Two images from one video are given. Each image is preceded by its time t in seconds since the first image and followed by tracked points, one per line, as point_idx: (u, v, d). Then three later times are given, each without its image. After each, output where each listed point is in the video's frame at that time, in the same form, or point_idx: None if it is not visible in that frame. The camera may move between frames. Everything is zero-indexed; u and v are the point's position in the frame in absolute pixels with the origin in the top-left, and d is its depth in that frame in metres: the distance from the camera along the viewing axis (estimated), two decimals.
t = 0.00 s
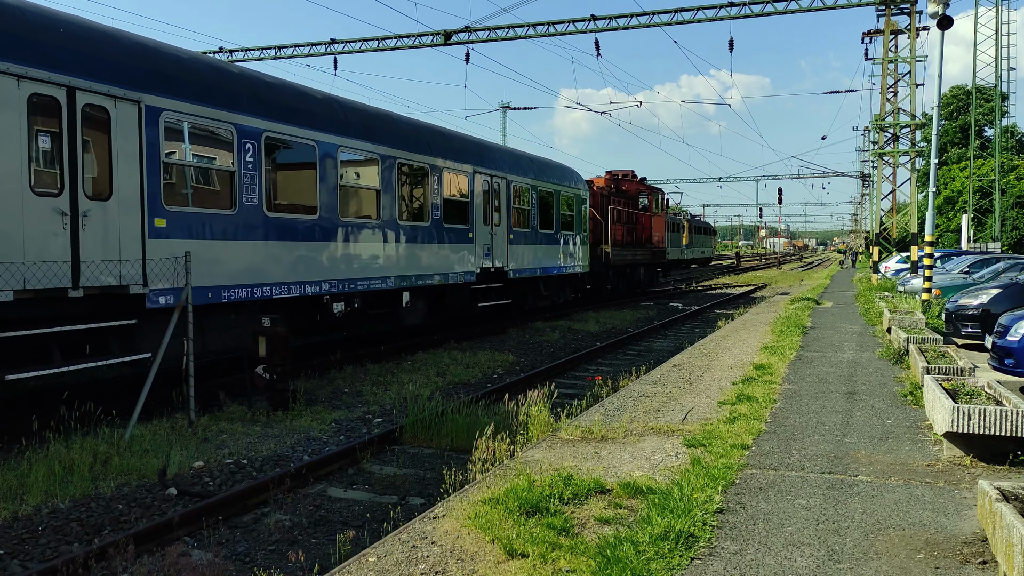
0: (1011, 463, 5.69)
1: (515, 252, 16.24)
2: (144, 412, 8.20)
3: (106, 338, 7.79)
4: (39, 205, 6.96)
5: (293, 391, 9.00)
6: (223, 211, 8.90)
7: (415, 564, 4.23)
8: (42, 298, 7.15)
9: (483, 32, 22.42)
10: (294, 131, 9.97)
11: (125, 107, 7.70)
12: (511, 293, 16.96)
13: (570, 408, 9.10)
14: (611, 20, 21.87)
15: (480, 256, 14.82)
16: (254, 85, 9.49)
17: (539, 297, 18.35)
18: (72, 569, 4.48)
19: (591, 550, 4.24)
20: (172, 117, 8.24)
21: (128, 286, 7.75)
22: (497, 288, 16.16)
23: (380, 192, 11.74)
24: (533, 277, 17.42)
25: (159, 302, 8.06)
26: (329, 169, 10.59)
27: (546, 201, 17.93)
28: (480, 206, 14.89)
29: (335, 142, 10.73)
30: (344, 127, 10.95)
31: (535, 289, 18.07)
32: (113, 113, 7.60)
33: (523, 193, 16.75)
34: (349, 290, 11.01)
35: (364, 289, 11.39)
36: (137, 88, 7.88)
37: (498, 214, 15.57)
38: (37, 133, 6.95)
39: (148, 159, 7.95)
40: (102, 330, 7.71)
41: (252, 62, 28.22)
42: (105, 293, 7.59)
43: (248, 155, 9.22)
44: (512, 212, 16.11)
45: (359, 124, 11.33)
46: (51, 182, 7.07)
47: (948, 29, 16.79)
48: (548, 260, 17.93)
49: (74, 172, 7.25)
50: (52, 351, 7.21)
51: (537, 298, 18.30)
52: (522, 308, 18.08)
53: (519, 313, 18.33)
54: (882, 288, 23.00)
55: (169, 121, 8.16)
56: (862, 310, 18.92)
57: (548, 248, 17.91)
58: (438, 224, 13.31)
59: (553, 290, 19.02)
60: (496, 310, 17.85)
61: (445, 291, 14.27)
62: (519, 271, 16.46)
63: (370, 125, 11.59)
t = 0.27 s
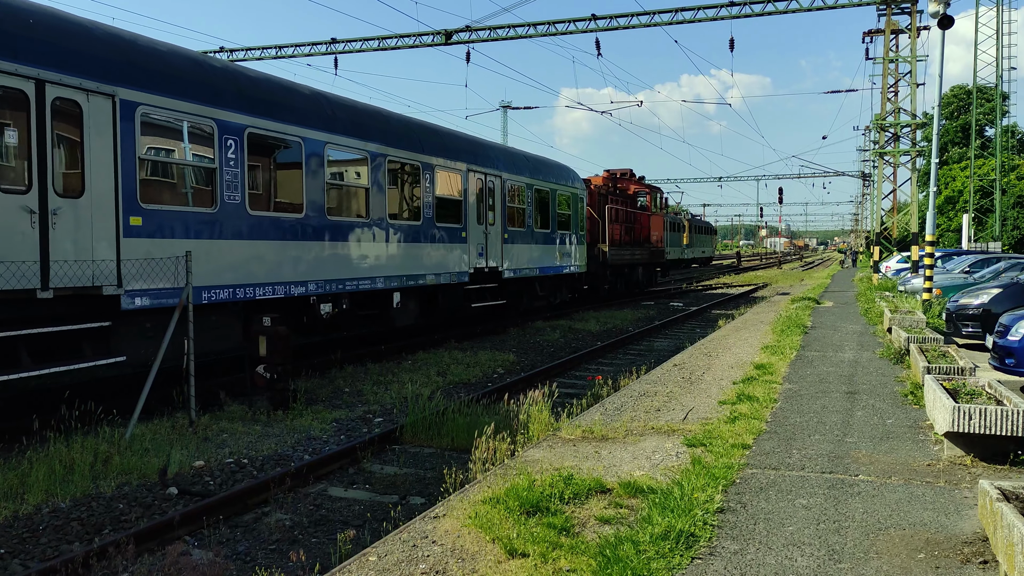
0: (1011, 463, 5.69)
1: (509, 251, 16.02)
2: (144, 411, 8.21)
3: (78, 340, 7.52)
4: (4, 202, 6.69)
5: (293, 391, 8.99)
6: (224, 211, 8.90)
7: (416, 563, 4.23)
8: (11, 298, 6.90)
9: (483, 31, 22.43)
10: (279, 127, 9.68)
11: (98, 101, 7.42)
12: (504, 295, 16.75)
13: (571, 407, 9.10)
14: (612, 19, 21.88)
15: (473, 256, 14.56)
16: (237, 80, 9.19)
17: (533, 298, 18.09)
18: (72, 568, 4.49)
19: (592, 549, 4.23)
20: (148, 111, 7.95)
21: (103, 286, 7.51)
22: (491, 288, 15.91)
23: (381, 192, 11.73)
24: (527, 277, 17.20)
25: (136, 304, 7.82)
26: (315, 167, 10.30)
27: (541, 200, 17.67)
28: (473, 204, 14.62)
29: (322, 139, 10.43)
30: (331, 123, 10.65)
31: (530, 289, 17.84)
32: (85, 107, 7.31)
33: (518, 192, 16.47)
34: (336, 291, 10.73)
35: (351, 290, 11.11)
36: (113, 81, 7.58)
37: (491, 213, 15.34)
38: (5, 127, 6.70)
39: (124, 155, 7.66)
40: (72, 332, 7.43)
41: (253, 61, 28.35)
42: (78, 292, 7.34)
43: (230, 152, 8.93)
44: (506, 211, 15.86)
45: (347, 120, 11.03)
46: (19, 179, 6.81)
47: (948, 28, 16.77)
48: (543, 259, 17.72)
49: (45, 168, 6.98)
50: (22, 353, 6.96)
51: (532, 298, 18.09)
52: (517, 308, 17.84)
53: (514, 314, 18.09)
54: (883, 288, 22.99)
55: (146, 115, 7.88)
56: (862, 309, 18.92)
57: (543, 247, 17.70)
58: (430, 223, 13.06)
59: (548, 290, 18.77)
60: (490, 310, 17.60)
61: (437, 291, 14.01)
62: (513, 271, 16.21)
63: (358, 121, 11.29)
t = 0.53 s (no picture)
0: (1012, 462, 5.69)
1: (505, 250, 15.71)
2: (145, 410, 8.21)
3: (48, 343, 7.18)
4: None
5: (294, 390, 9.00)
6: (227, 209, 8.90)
7: (417, 563, 4.23)
8: None
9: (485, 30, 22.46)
10: (263, 123, 9.38)
11: (69, 95, 7.12)
12: (500, 295, 16.43)
13: (572, 406, 9.09)
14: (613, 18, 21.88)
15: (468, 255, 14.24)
16: (219, 74, 8.91)
17: (530, 298, 17.75)
18: (73, 567, 4.49)
19: (593, 548, 4.23)
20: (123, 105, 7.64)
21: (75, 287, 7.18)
22: (486, 288, 15.58)
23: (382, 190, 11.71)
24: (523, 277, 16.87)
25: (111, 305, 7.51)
26: (301, 164, 10.00)
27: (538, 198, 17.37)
28: (467, 202, 14.32)
29: (308, 135, 10.13)
30: (319, 119, 10.36)
31: (527, 289, 17.54)
32: (56, 100, 7.01)
33: (514, 190, 16.16)
34: (323, 292, 10.40)
35: (339, 290, 10.77)
36: (86, 74, 7.29)
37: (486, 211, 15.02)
38: None
39: (96, 151, 7.37)
40: (40, 334, 7.11)
41: (254, 59, 28.43)
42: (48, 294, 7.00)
43: (211, 147, 8.62)
44: (501, 209, 15.56)
45: (335, 116, 10.73)
46: None
47: (950, 27, 16.74)
48: (540, 258, 17.42)
49: (14, 163, 6.65)
50: None
51: (527, 298, 17.68)
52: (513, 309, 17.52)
53: (511, 314, 17.77)
54: (884, 287, 22.97)
55: (120, 109, 7.58)
56: (863, 309, 18.90)
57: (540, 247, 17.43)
58: (423, 222, 12.74)
59: (545, 291, 18.49)
60: (486, 311, 17.26)
61: (430, 291, 13.67)
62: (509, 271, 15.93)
63: (347, 117, 11.00)
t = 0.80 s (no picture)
0: (1014, 461, 5.69)
1: (499, 250, 15.48)
2: (146, 409, 8.21)
3: (19, 348, 6.96)
4: None
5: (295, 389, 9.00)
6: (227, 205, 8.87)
7: (418, 562, 4.23)
8: None
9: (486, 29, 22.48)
10: (246, 118, 9.10)
11: (39, 88, 6.85)
12: (494, 295, 16.21)
13: (573, 405, 9.09)
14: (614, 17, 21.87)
15: (461, 254, 14.00)
16: (200, 67, 8.63)
17: (524, 297, 17.56)
18: (74, 566, 4.48)
19: (594, 547, 4.23)
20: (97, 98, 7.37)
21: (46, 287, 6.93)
22: (479, 287, 15.37)
23: (383, 189, 11.71)
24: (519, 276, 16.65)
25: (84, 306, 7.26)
26: (286, 160, 9.72)
27: (534, 196, 17.11)
28: (461, 200, 14.06)
29: (294, 130, 9.86)
30: (305, 114, 10.07)
31: (521, 288, 17.34)
32: (25, 93, 6.74)
33: (508, 188, 15.90)
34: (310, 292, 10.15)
35: (327, 291, 10.53)
36: (57, 66, 7.02)
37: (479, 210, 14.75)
38: None
39: (69, 146, 7.10)
40: (11, 338, 6.88)
41: (255, 58, 28.51)
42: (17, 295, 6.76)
43: (191, 143, 8.36)
44: (496, 208, 15.32)
45: (322, 111, 10.45)
46: None
47: (952, 25, 16.72)
48: (536, 257, 17.19)
49: None
50: None
51: (524, 298, 17.67)
52: (508, 308, 17.31)
53: (505, 314, 17.56)
54: (885, 285, 22.95)
55: (93, 102, 7.31)
56: (864, 308, 18.88)
57: (536, 247, 17.24)
58: (414, 220, 12.48)
59: (540, 290, 18.29)
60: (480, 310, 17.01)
61: (421, 291, 13.44)
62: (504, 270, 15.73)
63: (335, 112, 10.72)
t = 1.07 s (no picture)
0: (1014, 460, 5.69)
1: (493, 249, 15.30)
2: (147, 408, 8.21)
3: None
4: None
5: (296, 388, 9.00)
6: (228, 204, 8.89)
7: (418, 561, 4.23)
8: None
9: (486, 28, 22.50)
10: (227, 112, 8.83)
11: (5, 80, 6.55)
12: (488, 294, 16.01)
13: (573, 404, 9.09)
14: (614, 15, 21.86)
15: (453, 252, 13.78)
16: (179, 60, 8.37)
17: (519, 297, 17.40)
18: (75, 565, 4.49)
19: (595, 546, 4.23)
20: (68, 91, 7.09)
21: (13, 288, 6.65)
22: (473, 288, 15.16)
23: (382, 187, 11.72)
24: (513, 275, 16.45)
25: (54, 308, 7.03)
26: (269, 156, 9.45)
27: (528, 194, 16.88)
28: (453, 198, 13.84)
29: (278, 126, 9.59)
30: (289, 109, 9.81)
31: (516, 288, 17.17)
32: None
33: (501, 186, 15.67)
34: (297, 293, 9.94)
35: (315, 291, 10.31)
36: (25, 58, 6.72)
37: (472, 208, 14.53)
38: None
39: (37, 141, 6.81)
40: None
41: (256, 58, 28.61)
42: None
43: (169, 139, 8.08)
44: (489, 206, 15.09)
45: (307, 106, 10.19)
46: None
47: (953, 24, 16.70)
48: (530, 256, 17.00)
49: None
50: None
51: (518, 298, 17.51)
52: (502, 309, 17.12)
53: (499, 314, 17.38)
54: (886, 284, 22.93)
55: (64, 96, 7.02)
56: (865, 306, 18.86)
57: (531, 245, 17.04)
58: (404, 218, 12.27)
59: (535, 290, 18.08)
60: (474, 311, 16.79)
61: (413, 291, 13.24)
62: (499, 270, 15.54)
63: (321, 107, 10.46)
